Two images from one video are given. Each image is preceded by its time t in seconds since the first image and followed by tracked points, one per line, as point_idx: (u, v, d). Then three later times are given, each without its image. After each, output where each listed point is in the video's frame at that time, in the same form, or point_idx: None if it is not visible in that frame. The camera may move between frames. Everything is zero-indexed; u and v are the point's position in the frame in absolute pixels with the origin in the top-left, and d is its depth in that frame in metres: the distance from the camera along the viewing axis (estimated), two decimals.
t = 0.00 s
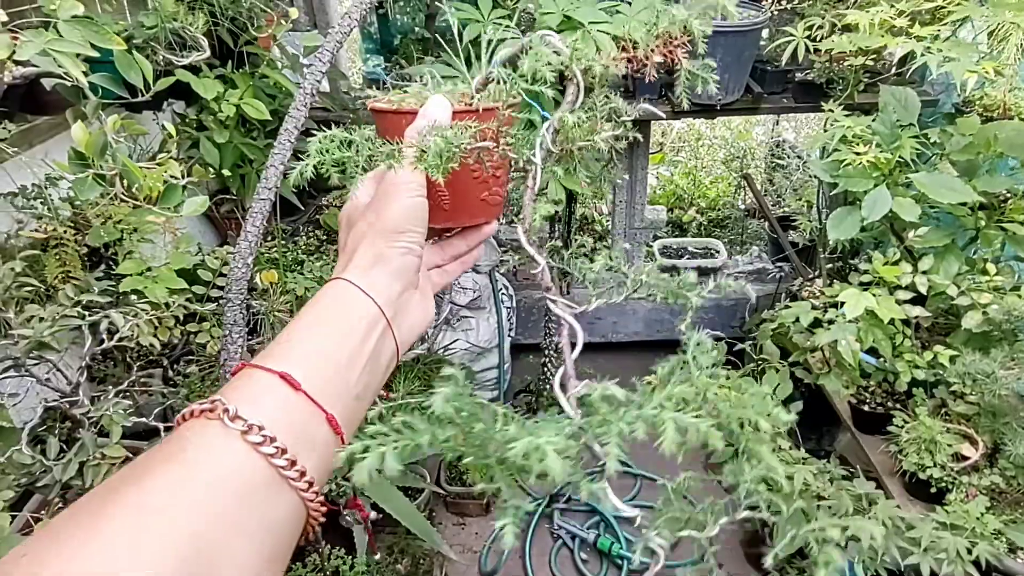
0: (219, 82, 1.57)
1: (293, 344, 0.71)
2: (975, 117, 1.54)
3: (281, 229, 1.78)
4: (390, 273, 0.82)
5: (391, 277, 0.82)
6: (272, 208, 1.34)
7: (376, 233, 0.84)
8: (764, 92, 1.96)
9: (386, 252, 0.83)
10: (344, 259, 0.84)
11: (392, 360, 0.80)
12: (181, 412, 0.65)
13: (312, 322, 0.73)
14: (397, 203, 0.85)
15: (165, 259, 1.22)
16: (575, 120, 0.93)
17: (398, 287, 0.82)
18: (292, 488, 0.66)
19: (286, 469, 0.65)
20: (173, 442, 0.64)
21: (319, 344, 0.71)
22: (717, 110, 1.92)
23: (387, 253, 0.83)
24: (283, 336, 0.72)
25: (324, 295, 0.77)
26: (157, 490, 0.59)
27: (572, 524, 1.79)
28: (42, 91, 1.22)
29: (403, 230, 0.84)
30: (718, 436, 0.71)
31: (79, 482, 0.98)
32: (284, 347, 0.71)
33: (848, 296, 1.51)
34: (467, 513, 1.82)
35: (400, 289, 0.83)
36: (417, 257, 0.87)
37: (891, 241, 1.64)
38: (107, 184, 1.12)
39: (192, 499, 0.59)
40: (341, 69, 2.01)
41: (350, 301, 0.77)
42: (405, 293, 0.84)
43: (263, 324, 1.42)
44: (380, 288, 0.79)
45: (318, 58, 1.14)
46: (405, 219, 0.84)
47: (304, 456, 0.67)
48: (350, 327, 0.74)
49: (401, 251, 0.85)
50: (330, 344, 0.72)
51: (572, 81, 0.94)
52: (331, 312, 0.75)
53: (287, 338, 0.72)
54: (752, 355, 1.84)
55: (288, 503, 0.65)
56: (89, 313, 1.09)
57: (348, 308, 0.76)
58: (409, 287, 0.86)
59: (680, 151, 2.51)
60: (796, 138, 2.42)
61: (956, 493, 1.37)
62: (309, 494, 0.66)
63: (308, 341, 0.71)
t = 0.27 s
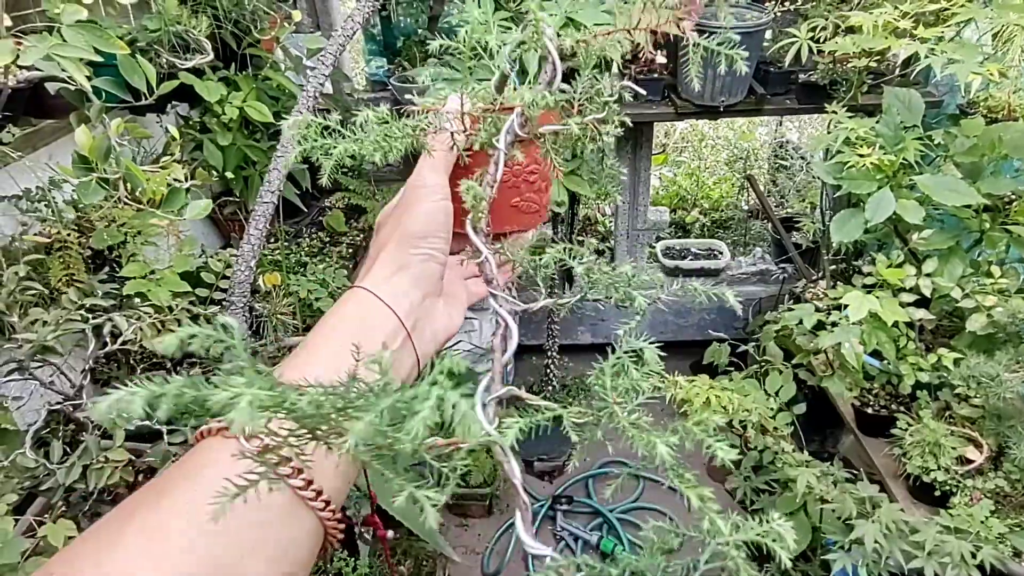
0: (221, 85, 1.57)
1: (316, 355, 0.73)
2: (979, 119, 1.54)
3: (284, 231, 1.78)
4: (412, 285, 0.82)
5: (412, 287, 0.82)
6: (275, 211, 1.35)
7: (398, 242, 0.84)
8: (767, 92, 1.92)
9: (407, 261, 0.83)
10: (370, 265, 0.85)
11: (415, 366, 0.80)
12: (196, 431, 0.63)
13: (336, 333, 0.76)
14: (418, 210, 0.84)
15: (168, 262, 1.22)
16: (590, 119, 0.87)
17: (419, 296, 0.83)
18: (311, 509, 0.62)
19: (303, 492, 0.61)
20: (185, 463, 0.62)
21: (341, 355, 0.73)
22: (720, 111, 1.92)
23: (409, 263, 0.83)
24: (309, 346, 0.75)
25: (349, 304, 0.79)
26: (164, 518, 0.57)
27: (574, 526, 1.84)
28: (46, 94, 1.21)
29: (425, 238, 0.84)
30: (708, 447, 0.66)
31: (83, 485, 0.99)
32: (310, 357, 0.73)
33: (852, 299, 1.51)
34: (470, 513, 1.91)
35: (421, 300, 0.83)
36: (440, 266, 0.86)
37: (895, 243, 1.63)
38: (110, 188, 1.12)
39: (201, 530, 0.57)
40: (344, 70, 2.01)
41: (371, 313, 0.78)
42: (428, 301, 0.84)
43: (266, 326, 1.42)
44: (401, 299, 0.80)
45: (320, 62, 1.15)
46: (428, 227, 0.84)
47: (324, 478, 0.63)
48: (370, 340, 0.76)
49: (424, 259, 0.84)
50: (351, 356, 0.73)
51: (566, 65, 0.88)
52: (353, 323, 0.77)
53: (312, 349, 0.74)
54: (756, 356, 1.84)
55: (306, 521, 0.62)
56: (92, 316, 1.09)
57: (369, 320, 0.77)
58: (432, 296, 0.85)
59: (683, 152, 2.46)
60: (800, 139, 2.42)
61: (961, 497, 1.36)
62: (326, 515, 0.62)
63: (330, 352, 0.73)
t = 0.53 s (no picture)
0: (223, 85, 1.57)
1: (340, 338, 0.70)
2: (984, 119, 1.53)
3: (286, 232, 1.78)
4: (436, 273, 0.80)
5: (437, 274, 0.80)
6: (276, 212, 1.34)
7: (422, 231, 0.82)
8: (770, 93, 1.95)
9: (432, 248, 0.81)
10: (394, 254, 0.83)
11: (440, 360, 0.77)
12: (216, 426, 0.57)
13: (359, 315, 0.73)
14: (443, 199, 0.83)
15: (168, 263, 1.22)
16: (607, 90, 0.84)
17: (444, 284, 0.80)
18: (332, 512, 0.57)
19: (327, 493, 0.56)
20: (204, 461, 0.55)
21: (366, 336, 0.70)
22: (722, 112, 1.92)
23: (433, 250, 0.81)
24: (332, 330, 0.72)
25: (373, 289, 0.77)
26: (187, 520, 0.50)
27: (577, 527, 1.86)
28: (47, 96, 1.21)
29: (449, 225, 0.82)
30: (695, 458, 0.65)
31: (84, 488, 0.98)
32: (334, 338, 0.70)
33: (856, 299, 1.50)
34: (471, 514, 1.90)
35: (446, 289, 0.80)
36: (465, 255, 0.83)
37: (899, 243, 1.63)
38: (111, 189, 1.12)
39: (224, 541, 0.51)
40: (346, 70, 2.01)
41: (395, 299, 0.76)
42: (454, 291, 0.81)
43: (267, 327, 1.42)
44: (425, 286, 0.78)
45: (321, 62, 1.15)
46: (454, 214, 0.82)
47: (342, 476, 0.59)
48: (396, 324, 0.73)
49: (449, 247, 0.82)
50: (377, 338, 0.70)
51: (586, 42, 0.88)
52: (377, 307, 0.74)
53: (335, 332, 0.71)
54: (758, 357, 1.83)
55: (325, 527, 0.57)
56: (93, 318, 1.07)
57: (393, 304, 0.75)
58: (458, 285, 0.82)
59: (684, 151, 2.53)
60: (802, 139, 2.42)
61: (966, 499, 1.35)
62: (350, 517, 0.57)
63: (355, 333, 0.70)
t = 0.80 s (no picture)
0: (225, 84, 1.57)
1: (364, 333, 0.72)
2: (986, 118, 1.53)
3: (287, 230, 1.78)
4: (461, 271, 0.80)
5: (464, 271, 0.81)
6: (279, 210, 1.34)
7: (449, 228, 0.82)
8: (772, 93, 1.95)
9: (459, 245, 0.82)
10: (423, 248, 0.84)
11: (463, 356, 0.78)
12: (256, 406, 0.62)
13: (384, 311, 0.75)
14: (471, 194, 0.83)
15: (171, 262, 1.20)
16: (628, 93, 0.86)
17: (470, 282, 0.81)
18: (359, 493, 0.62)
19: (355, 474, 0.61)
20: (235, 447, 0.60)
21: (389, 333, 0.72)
22: (724, 111, 1.91)
23: (459, 248, 0.81)
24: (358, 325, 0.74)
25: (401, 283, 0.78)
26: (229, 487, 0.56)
27: (578, 527, 1.86)
28: (49, 93, 1.20)
29: (475, 224, 0.82)
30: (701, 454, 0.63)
31: (87, 487, 0.98)
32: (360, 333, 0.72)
33: (858, 299, 1.50)
34: (473, 514, 1.90)
35: (471, 287, 0.81)
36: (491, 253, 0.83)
37: (901, 243, 1.62)
38: (114, 187, 1.12)
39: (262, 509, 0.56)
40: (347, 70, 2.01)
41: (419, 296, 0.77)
42: (480, 288, 0.82)
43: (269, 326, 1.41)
44: (450, 284, 0.79)
45: (325, 61, 1.15)
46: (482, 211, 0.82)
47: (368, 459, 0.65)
48: (420, 320, 0.74)
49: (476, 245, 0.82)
50: (401, 335, 0.72)
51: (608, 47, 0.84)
52: (402, 304, 0.75)
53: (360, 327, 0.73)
54: (760, 357, 1.83)
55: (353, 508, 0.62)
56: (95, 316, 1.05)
57: (418, 301, 0.76)
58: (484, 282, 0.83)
59: (686, 150, 2.44)
60: (803, 139, 2.42)
61: (968, 499, 1.35)
62: (376, 499, 0.63)
63: (380, 329, 0.72)
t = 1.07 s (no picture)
0: (227, 79, 1.57)
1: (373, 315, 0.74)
2: (988, 119, 1.53)
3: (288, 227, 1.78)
4: (465, 265, 0.84)
5: (468, 265, 0.85)
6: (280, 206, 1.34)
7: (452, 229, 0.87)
8: (774, 93, 1.96)
9: (464, 241, 0.86)
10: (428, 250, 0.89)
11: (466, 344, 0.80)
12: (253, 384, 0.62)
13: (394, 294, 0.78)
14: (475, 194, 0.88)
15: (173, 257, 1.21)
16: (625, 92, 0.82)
17: (474, 275, 0.84)
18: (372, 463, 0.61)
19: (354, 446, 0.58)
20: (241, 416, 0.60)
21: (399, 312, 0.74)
22: (727, 111, 1.91)
23: (463, 245, 0.86)
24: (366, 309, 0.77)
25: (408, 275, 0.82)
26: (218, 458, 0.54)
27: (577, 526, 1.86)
28: (52, 86, 1.22)
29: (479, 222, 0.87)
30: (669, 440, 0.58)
31: (87, 480, 0.98)
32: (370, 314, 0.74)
33: (859, 299, 1.50)
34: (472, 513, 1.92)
35: (474, 281, 0.84)
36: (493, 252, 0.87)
37: (903, 243, 1.62)
38: (116, 181, 1.12)
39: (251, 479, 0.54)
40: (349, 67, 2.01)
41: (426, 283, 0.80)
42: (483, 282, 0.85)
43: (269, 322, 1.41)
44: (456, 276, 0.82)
45: (328, 57, 1.15)
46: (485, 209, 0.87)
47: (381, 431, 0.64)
48: (427, 305, 0.77)
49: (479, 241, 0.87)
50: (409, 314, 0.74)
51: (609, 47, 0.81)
52: (410, 289, 0.78)
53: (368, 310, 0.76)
54: (760, 357, 1.83)
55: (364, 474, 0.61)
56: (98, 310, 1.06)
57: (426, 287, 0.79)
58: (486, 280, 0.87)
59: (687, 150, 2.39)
60: (804, 139, 2.41)
61: (968, 499, 1.35)
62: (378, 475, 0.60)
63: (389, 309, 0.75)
